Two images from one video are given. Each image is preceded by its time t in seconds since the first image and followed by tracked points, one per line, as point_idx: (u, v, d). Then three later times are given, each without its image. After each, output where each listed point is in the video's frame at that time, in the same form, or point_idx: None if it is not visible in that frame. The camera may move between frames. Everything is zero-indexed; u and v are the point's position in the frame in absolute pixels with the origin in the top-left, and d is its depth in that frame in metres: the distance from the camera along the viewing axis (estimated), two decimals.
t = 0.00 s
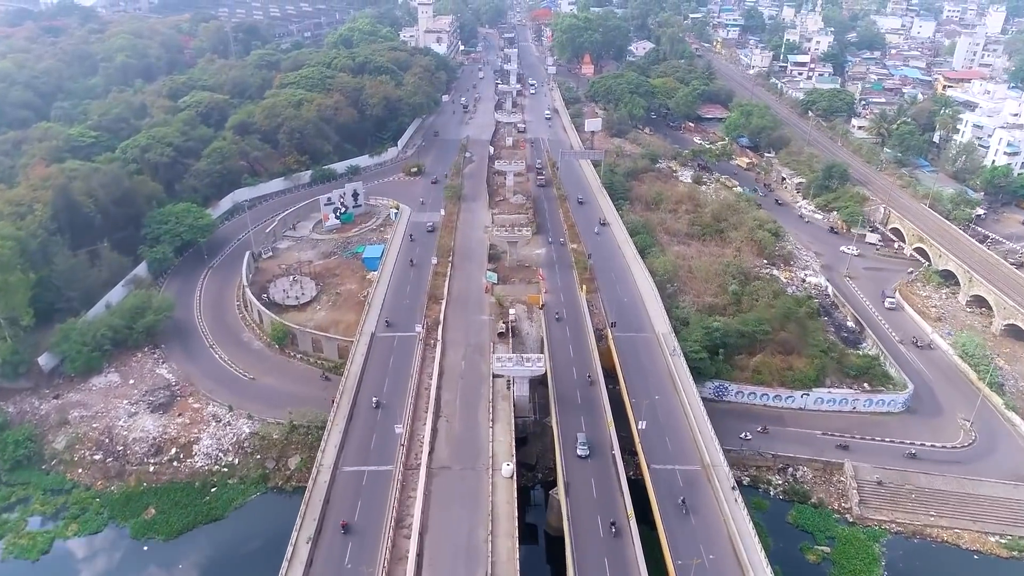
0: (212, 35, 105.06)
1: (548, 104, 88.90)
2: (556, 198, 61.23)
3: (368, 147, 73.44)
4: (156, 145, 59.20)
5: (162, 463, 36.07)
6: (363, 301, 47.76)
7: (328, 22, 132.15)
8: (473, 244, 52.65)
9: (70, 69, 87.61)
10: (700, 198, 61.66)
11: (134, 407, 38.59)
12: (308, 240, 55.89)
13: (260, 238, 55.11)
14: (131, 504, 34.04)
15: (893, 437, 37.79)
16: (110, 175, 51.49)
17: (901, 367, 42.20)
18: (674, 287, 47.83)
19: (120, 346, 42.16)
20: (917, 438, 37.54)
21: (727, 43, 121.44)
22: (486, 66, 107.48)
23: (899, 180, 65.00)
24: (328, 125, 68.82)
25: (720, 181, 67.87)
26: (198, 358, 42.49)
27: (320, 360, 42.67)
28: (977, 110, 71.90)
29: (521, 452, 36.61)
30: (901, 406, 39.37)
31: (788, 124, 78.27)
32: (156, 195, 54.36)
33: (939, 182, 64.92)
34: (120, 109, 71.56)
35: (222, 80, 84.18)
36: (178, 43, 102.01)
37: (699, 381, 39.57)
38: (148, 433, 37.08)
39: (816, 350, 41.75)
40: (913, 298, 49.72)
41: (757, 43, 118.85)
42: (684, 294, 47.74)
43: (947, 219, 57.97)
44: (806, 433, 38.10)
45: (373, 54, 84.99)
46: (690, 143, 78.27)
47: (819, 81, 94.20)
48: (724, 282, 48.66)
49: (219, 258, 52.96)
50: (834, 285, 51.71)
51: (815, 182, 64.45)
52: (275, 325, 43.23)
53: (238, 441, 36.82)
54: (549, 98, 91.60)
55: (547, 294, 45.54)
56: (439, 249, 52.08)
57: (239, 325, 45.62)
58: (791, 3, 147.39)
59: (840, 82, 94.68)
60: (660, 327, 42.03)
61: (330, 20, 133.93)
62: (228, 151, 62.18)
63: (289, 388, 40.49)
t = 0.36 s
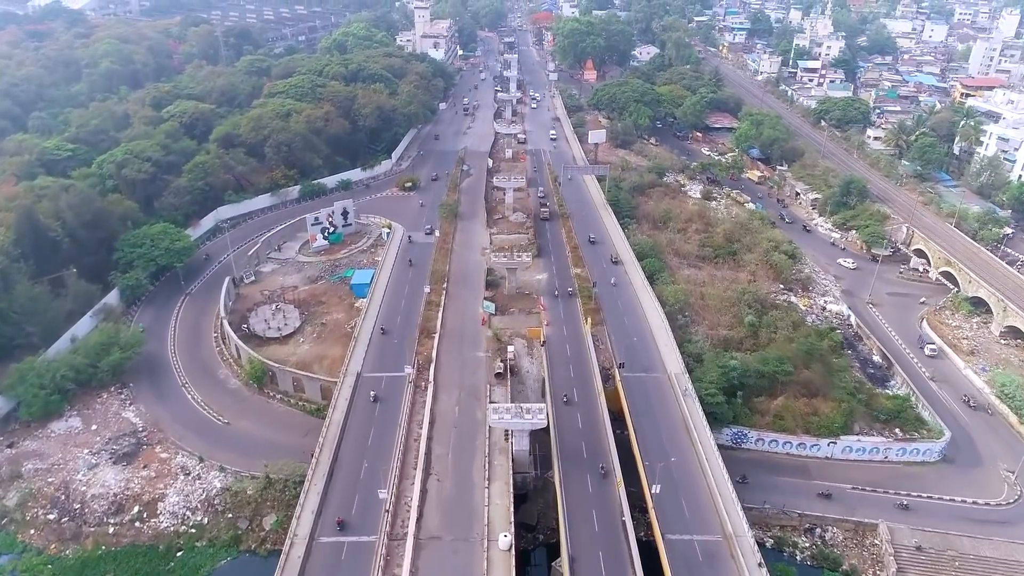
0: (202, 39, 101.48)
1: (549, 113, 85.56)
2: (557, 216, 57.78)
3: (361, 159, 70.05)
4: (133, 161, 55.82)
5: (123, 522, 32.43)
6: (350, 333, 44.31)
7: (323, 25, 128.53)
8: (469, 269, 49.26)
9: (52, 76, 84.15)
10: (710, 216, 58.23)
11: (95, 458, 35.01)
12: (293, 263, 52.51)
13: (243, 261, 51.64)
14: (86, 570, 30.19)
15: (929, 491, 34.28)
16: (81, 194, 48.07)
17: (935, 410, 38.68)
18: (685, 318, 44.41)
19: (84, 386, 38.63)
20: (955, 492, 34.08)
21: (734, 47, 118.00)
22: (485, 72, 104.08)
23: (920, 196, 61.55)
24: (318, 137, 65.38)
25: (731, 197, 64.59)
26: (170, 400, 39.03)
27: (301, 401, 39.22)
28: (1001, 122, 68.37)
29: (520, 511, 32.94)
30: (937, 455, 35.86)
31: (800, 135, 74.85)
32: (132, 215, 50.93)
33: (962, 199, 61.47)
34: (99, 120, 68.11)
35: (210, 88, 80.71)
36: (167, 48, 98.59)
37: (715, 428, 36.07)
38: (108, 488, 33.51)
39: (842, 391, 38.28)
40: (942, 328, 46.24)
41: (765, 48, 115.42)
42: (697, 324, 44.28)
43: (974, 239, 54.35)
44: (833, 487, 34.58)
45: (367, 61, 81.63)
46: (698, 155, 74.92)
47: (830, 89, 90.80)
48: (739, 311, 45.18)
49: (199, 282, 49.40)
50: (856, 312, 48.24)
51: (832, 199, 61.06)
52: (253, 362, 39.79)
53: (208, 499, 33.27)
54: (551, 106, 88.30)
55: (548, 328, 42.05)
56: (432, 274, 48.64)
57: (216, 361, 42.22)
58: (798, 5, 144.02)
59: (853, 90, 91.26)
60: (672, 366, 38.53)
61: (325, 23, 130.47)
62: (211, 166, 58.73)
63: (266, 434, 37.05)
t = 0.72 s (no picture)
0: (190, 45, 97.66)
1: (551, 124, 81.99)
2: (560, 238, 54.13)
3: (352, 174, 66.44)
4: (106, 180, 52.13)
5: None
6: (334, 373, 40.61)
7: (317, 30, 124.75)
8: (465, 299, 45.67)
9: (30, 84, 80.48)
10: (723, 237, 54.57)
11: (45, 525, 31.29)
12: (276, 290, 48.85)
13: (222, 288, 47.97)
14: None
15: (979, 562, 30.52)
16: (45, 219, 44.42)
17: (980, 465, 34.95)
18: (700, 356, 40.77)
19: (38, 437, 34.94)
20: (1008, 564, 30.34)
21: (741, 52, 114.39)
22: (484, 79, 100.45)
23: (945, 215, 57.89)
24: (306, 152, 61.72)
25: (744, 215, 61.00)
26: (134, 452, 35.36)
27: (279, 454, 35.51)
28: None
29: None
30: (985, 519, 32.14)
31: (815, 147, 71.15)
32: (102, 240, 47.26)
33: (990, 218, 57.79)
34: (75, 133, 64.40)
35: (195, 99, 77.04)
36: (153, 54, 94.92)
37: (737, 489, 32.33)
38: (57, 561, 29.76)
39: (877, 445, 34.55)
40: (979, 365, 42.52)
41: (773, 52, 111.80)
42: (713, 363, 40.64)
43: (1008, 264, 50.59)
44: (871, 555, 30.83)
45: (360, 69, 78.00)
46: (707, 169, 71.33)
47: (844, 97, 87.10)
48: (758, 348, 41.56)
49: (173, 312, 45.67)
50: (884, 346, 44.58)
51: (852, 219, 57.41)
52: (227, 410, 36.10)
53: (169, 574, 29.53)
54: (552, 116, 84.68)
55: (552, 370, 38.32)
56: (426, 305, 44.93)
57: (187, 407, 38.50)
58: (806, 9, 140.38)
59: (867, 98, 87.62)
60: (688, 416, 34.80)
61: (319, 27, 126.83)
62: (190, 185, 55.06)
63: (238, 494, 33.33)
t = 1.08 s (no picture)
0: (178, 50, 94.11)
1: (553, 135, 78.54)
2: (565, 262, 50.63)
3: (343, 190, 62.99)
4: (76, 201, 48.51)
5: None
6: (318, 419, 37.09)
7: (313, 34, 121.23)
8: (463, 332, 42.19)
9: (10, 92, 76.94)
10: (739, 260, 51.06)
11: None
12: (259, 320, 45.41)
13: (199, 319, 44.43)
14: None
15: None
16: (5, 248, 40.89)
17: None
18: (719, 400, 37.29)
19: None
20: None
21: (749, 57, 110.89)
22: (484, 86, 96.97)
23: (974, 235, 54.30)
24: (293, 168, 58.17)
25: (759, 234, 57.54)
26: (93, 514, 31.84)
27: (254, 517, 31.99)
28: None
29: None
30: None
31: (832, 161, 67.65)
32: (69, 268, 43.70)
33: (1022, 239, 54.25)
34: (50, 147, 60.78)
35: (180, 109, 73.44)
36: (140, 60, 91.40)
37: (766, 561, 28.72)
38: None
39: (919, 508, 30.98)
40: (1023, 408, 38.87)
41: (783, 57, 108.28)
42: (733, 408, 37.15)
43: None
44: None
45: (353, 77, 74.52)
46: (718, 184, 67.91)
47: (858, 105, 83.65)
48: (782, 391, 38.07)
49: (145, 347, 42.13)
50: (918, 385, 41.01)
51: (875, 240, 53.88)
52: (197, 466, 32.54)
53: None
54: (555, 126, 81.25)
55: (556, 419, 34.66)
56: (419, 340, 41.27)
57: (155, 459, 34.91)
58: (814, 12, 136.76)
59: (883, 106, 84.11)
60: (710, 475, 31.11)
61: (315, 31, 123.32)
62: (168, 205, 51.45)
63: (206, 566, 29.77)
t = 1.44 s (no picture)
0: (167, 56, 90.43)
1: (556, 148, 74.86)
2: (572, 291, 47.01)
3: (335, 208, 59.41)
4: (44, 226, 44.80)
5: None
6: (300, 477, 33.39)
7: (308, 38, 117.59)
8: (462, 372, 38.64)
9: None
10: (760, 289, 47.39)
11: None
12: (238, 357, 41.78)
13: (173, 357, 40.90)
14: None
15: None
16: None
17: None
18: (745, 456, 33.57)
19: None
20: None
21: (759, 62, 107.35)
22: (485, 94, 93.27)
23: (1011, 260, 50.64)
24: (281, 186, 54.50)
25: (778, 257, 53.96)
26: None
27: None
28: None
29: None
30: None
31: (853, 176, 63.95)
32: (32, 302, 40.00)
33: None
34: (23, 163, 57.08)
35: (165, 121, 69.74)
36: (126, 67, 87.72)
37: None
38: None
39: None
40: None
41: (794, 63, 104.76)
42: (760, 464, 33.48)
43: None
44: None
45: (347, 87, 70.95)
46: (732, 201, 64.35)
47: (876, 114, 79.95)
48: (815, 444, 34.43)
49: (113, 389, 38.55)
50: (962, 433, 37.30)
51: (904, 265, 50.16)
52: (161, 537, 28.78)
53: None
54: (559, 137, 77.70)
55: (563, 480, 31.08)
56: (413, 383, 37.65)
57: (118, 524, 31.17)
58: (824, 15, 133.18)
59: (902, 116, 80.60)
60: (739, 549, 27.59)
61: (310, 35, 119.72)
62: (145, 228, 47.75)
63: None
